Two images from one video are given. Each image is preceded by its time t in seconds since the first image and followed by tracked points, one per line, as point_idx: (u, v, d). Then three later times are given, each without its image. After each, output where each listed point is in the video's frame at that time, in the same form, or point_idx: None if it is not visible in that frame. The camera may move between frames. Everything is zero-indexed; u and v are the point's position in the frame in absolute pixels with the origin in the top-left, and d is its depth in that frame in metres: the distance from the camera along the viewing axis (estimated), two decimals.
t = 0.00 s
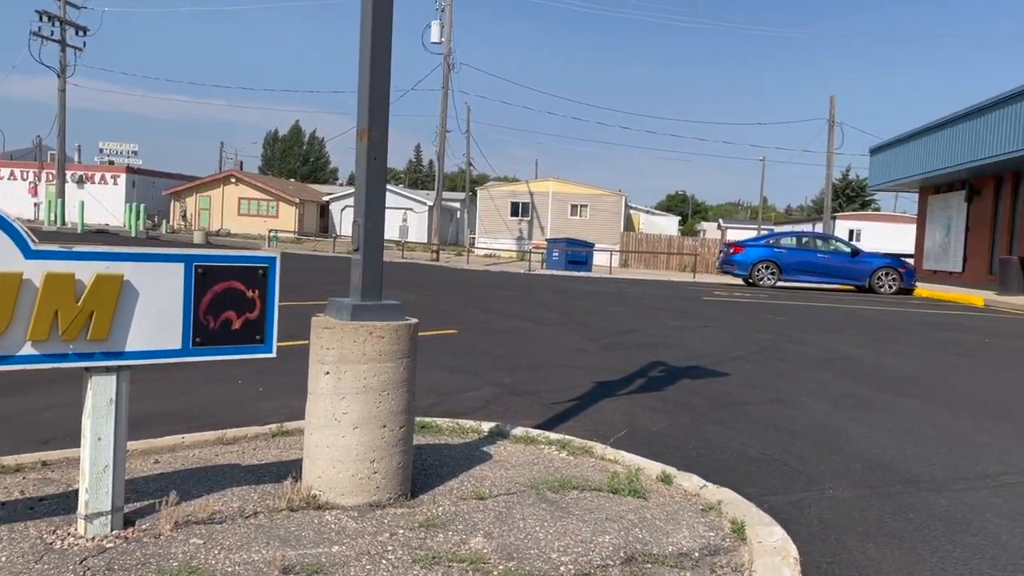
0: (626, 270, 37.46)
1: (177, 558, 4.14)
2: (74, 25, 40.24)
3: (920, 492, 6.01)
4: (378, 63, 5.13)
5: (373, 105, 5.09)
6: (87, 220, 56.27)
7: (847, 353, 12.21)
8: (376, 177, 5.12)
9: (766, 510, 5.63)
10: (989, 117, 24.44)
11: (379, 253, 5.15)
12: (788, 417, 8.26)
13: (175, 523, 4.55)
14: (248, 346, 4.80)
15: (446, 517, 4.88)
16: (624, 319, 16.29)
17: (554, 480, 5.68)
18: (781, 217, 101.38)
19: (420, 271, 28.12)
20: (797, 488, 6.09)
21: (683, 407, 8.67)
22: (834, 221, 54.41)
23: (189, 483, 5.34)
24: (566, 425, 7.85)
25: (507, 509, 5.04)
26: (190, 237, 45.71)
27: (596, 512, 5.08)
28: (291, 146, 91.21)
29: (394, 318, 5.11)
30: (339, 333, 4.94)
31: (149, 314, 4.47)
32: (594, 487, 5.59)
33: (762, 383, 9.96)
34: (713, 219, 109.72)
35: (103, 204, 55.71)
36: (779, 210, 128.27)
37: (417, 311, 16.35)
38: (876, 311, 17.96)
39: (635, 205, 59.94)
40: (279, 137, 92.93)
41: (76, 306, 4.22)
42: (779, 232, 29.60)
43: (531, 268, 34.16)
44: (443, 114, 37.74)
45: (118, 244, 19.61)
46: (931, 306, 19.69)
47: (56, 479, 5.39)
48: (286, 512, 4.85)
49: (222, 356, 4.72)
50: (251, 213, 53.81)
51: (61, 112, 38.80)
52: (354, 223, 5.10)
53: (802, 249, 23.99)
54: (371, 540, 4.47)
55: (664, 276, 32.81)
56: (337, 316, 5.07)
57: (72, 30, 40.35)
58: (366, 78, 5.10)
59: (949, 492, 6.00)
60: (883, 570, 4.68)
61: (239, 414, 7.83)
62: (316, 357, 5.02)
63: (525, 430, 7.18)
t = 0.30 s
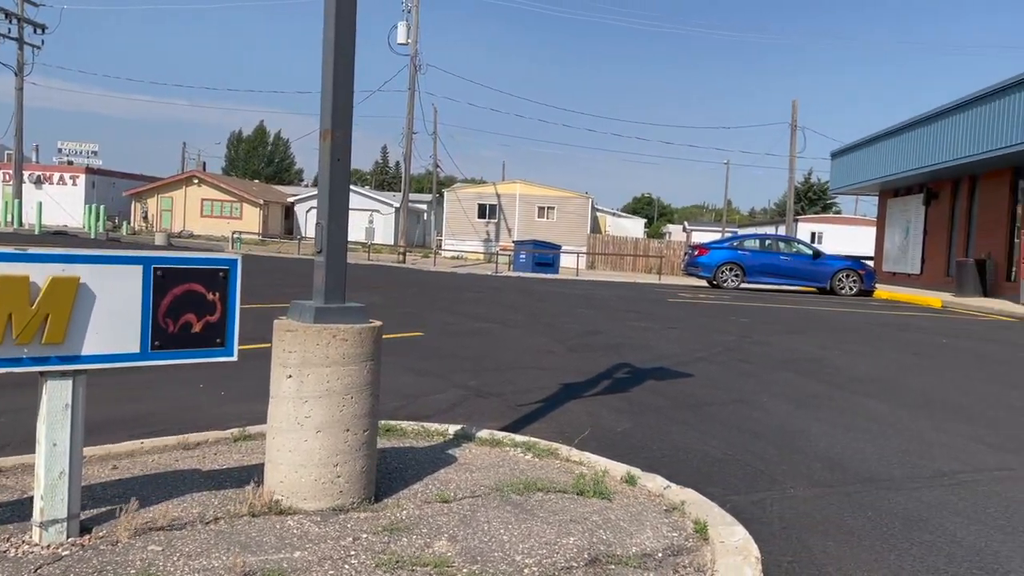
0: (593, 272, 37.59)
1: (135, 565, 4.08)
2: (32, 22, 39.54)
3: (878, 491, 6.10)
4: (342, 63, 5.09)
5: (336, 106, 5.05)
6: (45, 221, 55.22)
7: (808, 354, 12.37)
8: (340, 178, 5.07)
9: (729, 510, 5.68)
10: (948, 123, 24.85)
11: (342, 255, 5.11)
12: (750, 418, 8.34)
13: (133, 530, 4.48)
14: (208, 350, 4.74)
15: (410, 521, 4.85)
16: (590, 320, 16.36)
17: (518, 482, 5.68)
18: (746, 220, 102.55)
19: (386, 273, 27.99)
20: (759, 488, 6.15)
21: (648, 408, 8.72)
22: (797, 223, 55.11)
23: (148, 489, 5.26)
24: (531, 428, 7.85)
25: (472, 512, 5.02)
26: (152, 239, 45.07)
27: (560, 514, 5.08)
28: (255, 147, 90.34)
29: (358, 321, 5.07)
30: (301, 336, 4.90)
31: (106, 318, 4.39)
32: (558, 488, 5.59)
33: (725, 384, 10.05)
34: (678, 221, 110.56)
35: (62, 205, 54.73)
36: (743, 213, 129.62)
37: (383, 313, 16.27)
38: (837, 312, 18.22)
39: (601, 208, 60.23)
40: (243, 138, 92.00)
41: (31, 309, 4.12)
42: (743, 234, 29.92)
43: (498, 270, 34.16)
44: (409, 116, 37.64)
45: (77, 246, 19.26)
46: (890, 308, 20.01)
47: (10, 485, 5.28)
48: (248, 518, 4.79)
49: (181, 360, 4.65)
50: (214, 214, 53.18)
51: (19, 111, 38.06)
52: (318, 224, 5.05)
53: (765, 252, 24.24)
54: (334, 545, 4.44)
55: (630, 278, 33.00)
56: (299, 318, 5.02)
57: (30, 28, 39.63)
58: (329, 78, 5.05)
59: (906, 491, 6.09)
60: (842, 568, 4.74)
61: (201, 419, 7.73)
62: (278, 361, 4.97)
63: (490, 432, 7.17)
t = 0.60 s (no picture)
0: (551, 275, 37.72)
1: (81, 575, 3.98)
2: None
3: (829, 490, 6.20)
4: (294, 64, 5.03)
5: (289, 106, 4.99)
6: None
7: (762, 355, 12.54)
8: (293, 180, 5.01)
9: (684, 510, 5.72)
10: (899, 127, 25.29)
11: (295, 258, 5.06)
12: (705, 418, 8.43)
13: (80, 539, 4.38)
14: (158, 355, 4.65)
15: (365, 526, 4.81)
16: (547, 323, 16.40)
17: (474, 486, 5.66)
18: (704, 223, 103.46)
19: (343, 276, 27.77)
20: (713, 488, 6.21)
21: (605, 410, 8.76)
22: (751, 227, 55.88)
23: (95, 497, 5.15)
24: (488, 430, 7.84)
25: (428, 517, 5.00)
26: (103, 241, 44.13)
27: (516, 517, 5.08)
28: (209, 147, 89.08)
29: (311, 324, 5.01)
30: (253, 340, 4.83)
31: (51, 322, 4.29)
32: (515, 491, 5.59)
33: (680, 385, 10.15)
34: (634, 225, 111.48)
35: (9, 206, 53.36)
36: (698, 217, 131.11)
37: (339, 316, 16.13)
38: (790, 314, 18.51)
39: (560, 211, 60.48)
40: (197, 139, 90.66)
41: None
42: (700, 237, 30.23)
43: (456, 272, 34.08)
44: (367, 117, 37.43)
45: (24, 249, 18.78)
46: (841, 309, 20.37)
47: None
48: (198, 525, 4.71)
49: (130, 365, 4.56)
50: (167, 216, 52.28)
51: None
52: (270, 226, 4.99)
53: (720, 254, 24.53)
54: (286, 551, 4.38)
55: (588, 280, 33.16)
56: (252, 322, 4.96)
57: None
58: (282, 79, 4.99)
59: (856, 489, 6.20)
60: (793, 566, 4.80)
61: (152, 425, 7.59)
62: (230, 365, 4.90)
63: (447, 436, 7.14)
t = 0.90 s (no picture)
0: (519, 277, 37.72)
1: None
2: None
3: (790, 489, 6.27)
4: (256, 63, 4.97)
5: (250, 106, 4.93)
6: None
7: (726, 356, 12.65)
8: (254, 181, 4.95)
9: (648, 510, 5.75)
10: (864, 129, 25.47)
11: (257, 259, 4.99)
12: (669, 419, 8.48)
13: (35, 547, 4.28)
14: (116, 358, 4.58)
15: (328, 531, 4.77)
16: (514, 325, 16.40)
17: (440, 488, 5.64)
18: (670, 226, 104.16)
19: (308, 278, 27.54)
20: (677, 488, 6.25)
21: (571, 411, 8.78)
22: (716, 229, 56.36)
23: (51, 503, 5.05)
24: (454, 433, 7.82)
25: (392, 520, 4.97)
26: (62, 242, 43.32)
27: (481, 519, 5.07)
28: (172, 147, 87.93)
29: (273, 327, 4.95)
30: (214, 343, 4.76)
31: (5, 325, 4.20)
32: (480, 493, 5.58)
33: (645, 387, 10.21)
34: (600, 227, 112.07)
35: None
36: (664, 219, 132.12)
37: (304, 319, 15.99)
38: (754, 316, 18.71)
39: (527, 212, 60.55)
40: (159, 139, 89.50)
41: None
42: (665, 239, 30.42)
43: (423, 274, 33.95)
44: (333, 117, 37.19)
45: None
46: (804, 311, 20.62)
47: None
48: (157, 531, 4.64)
49: (87, 369, 4.48)
50: (128, 217, 51.46)
51: None
52: (231, 227, 4.92)
53: (685, 256, 24.72)
54: (247, 557, 4.33)
55: (555, 282, 33.25)
56: (213, 325, 4.89)
57: None
58: (243, 79, 4.93)
59: (817, 488, 6.28)
60: (755, 565, 4.85)
61: (111, 430, 7.46)
62: (190, 369, 4.83)
63: (412, 439, 7.11)
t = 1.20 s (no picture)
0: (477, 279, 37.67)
1: None
2: None
3: (743, 488, 6.34)
4: (208, 63, 4.90)
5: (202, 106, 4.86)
6: None
7: (683, 357, 12.76)
8: (206, 182, 4.88)
9: (604, 512, 5.78)
10: (819, 133, 25.78)
11: (209, 261, 4.92)
12: (626, 421, 8.52)
13: None
14: (63, 363, 4.48)
15: (282, 537, 4.71)
16: (472, 327, 16.38)
17: (396, 493, 5.61)
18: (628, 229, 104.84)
19: (265, 281, 27.22)
20: (633, 489, 6.29)
21: (529, 413, 8.79)
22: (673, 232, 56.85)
23: None
24: (411, 436, 7.78)
25: (347, 525, 4.92)
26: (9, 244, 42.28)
27: (437, 523, 5.05)
28: (124, 148, 86.35)
29: (226, 331, 4.88)
30: (164, 347, 4.68)
31: None
32: (436, 497, 5.55)
33: (602, 388, 10.25)
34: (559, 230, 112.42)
35: None
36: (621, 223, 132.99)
37: (260, 322, 15.80)
38: (710, 317, 18.91)
39: (485, 215, 60.52)
40: (111, 139, 87.85)
41: None
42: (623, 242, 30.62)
43: (381, 276, 33.75)
44: (290, 118, 36.84)
45: None
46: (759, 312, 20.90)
47: None
48: (105, 540, 4.55)
49: (32, 374, 4.38)
50: (78, 218, 50.41)
51: None
52: (182, 229, 4.84)
53: (643, 258, 24.92)
54: (199, 564, 4.26)
55: (514, 284, 33.29)
56: (163, 328, 4.81)
57: None
58: (195, 79, 4.86)
59: (770, 487, 6.36)
60: (708, 565, 4.89)
61: (59, 436, 7.29)
62: (139, 374, 4.74)
63: (368, 443, 7.06)
